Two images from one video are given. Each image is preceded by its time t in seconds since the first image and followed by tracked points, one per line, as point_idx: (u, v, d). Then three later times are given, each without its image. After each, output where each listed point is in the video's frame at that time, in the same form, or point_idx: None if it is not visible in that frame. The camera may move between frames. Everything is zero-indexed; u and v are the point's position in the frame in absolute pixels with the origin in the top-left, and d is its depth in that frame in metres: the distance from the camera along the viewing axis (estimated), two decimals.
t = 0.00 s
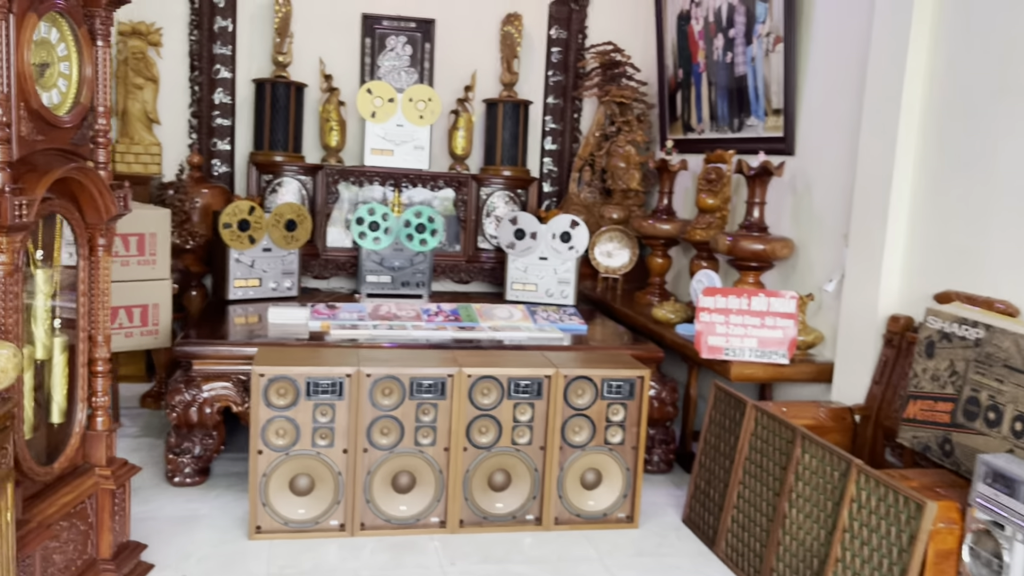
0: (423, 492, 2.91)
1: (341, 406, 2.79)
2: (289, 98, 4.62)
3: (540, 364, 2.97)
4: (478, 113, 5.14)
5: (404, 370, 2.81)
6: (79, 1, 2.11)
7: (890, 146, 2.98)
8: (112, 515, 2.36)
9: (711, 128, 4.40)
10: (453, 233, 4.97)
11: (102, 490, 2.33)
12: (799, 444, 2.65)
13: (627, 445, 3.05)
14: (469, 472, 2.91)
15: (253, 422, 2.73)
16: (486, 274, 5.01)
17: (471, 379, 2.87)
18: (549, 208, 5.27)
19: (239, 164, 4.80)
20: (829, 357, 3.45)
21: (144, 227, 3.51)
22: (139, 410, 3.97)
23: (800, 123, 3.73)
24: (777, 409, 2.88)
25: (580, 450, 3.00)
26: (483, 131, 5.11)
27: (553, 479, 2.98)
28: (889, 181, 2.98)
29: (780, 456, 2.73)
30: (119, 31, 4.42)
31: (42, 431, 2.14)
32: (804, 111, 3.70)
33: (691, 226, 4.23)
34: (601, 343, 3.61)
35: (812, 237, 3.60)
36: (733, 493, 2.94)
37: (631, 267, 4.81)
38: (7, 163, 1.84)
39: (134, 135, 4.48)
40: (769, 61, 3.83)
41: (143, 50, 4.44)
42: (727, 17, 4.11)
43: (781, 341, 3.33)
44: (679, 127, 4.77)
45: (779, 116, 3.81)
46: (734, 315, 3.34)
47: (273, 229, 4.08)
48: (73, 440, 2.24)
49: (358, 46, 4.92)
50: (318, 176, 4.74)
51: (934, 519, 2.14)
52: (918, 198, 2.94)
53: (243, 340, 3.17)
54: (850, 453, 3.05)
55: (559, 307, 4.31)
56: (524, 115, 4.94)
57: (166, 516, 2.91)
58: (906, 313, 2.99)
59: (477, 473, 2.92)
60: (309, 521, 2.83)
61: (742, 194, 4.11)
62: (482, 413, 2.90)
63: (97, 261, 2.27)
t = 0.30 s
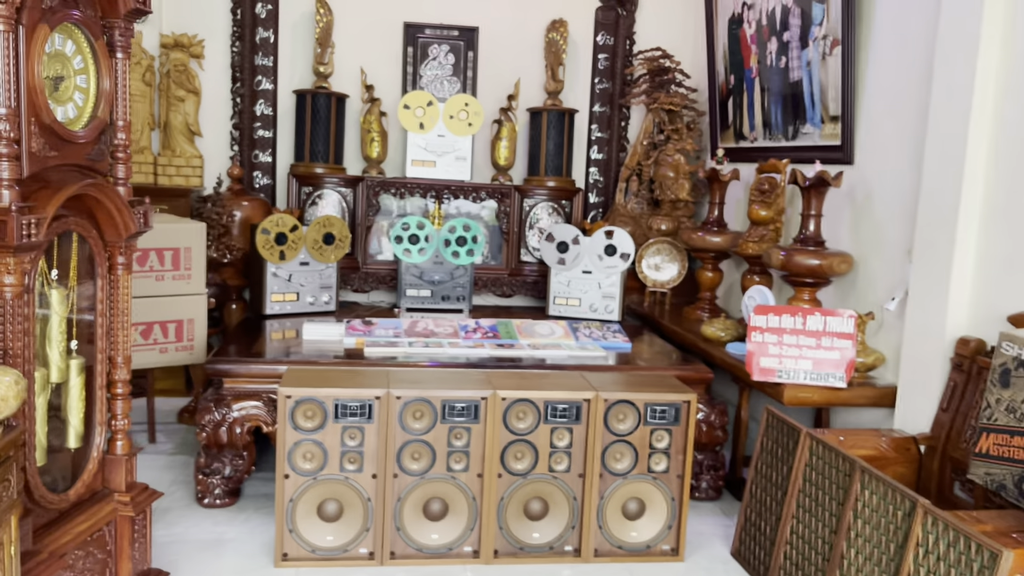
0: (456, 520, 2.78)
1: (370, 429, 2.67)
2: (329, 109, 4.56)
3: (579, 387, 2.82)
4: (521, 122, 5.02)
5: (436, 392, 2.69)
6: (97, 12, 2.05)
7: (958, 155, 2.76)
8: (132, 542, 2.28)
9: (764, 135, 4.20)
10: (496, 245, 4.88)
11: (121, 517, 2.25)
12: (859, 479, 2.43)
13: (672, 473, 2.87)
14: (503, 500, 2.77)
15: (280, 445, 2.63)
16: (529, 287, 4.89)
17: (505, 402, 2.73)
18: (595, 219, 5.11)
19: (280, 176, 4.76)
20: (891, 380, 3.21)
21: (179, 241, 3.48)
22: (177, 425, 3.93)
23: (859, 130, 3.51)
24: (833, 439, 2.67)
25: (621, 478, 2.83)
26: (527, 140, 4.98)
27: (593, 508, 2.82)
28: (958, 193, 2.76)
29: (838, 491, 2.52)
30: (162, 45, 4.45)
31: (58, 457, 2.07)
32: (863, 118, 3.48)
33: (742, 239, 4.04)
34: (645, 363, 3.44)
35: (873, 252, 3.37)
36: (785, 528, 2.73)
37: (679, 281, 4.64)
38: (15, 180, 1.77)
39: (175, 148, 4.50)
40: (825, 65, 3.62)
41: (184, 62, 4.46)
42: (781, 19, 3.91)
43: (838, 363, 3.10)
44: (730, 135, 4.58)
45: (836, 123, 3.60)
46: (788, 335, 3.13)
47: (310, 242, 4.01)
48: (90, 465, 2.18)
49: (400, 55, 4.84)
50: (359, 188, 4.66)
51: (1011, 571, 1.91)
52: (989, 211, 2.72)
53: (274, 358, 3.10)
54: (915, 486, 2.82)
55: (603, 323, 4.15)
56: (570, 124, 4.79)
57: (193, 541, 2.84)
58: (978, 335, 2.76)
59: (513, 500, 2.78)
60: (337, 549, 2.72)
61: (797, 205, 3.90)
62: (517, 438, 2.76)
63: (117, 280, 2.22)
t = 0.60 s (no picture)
0: (485, 537, 2.62)
1: (395, 440, 2.54)
2: (359, 108, 4.45)
3: (617, 397, 2.65)
4: (555, 120, 4.86)
5: (464, 402, 2.55)
6: (106, 3, 1.96)
7: None
8: (146, 559, 2.17)
9: (811, 131, 3.99)
10: (529, 246, 4.76)
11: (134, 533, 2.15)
12: (922, 499, 2.22)
13: (715, 489, 2.69)
14: (536, 516, 2.62)
15: (302, 456, 2.51)
16: (564, 290, 4.72)
17: (538, 413, 2.58)
18: (632, 220, 4.94)
19: (310, 177, 4.66)
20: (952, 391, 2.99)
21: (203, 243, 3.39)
22: (202, 432, 3.85)
23: (915, 124, 3.30)
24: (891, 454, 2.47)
25: (662, 494, 2.66)
26: (562, 139, 4.82)
27: (631, 526, 2.65)
28: None
29: (898, 512, 2.30)
30: (190, 43, 4.39)
31: (64, 469, 1.98)
32: (920, 110, 3.27)
33: (788, 240, 3.83)
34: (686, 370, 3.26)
35: (931, 253, 3.16)
36: (840, 551, 2.51)
37: (721, 283, 4.45)
38: (13, 178, 1.68)
39: (203, 148, 4.45)
40: (878, 55, 3.41)
41: (212, 60, 4.39)
42: (829, 8, 3.70)
43: (894, 372, 2.88)
44: (774, 131, 4.37)
45: (889, 117, 3.39)
46: (839, 342, 2.92)
47: (338, 244, 3.90)
48: (101, 478, 2.08)
49: (431, 52, 4.71)
50: (388, 189, 4.53)
51: None
52: None
53: (298, 365, 2.98)
54: (981, 506, 2.61)
55: (641, 328, 3.97)
56: (606, 121, 4.62)
57: (213, 555, 2.73)
58: None
59: (546, 516, 2.63)
60: (361, 566, 2.58)
61: (847, 204, 3.68)
62: (551, 451, 2.60)
63: (128, 284, 2.12)
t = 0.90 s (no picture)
0: (505, 565, 2.45)
1: (410, 462, 2.40)
2: (377, 110, 4.32)
3: (646, 417, 2.49)
4: (579, 122, 4.71)
5: (483, 422, 2.40)
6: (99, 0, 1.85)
7: None
8: None
9: (848, 133, 3.80)
10: (552, 253, 4.62)
11: (133, 563, 2.04)
12: (980, 533, 2.02)
13: (751, 515, 2.51)
14: (560, 543, 2.45)
15: (311, 479, 2.37)
16: (588, 299, 4.57)
17: (561, 434, 2.43)
18: (659, 225, 4.77)
19: (327, 182, 4.54)
20: (1004, 410, 2.79)
21: (214, 253, 3.27)
22: (214, 446, 3.73)
23: (962, 125, 3.10)
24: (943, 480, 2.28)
25: (693, 520, 2.49)
26: (586, 142, 4.67)
27: (661, 555, 2.48)
28: None
29: (953, 546, 2.11)
30: (204, 46, 4.29)
31: (52, 499, 1.87)
32: (967, 110, 3.07)
33: (825, 246, 3.63)
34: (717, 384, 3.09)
35: (980, 262, 2.96)
36: None
37: (752, 291, 4.28)
38: None
39: (217, 153, 4.36)
40: (921, 53, 3.21)
41: (226, 64, 4.28)
42: (868, 3, 3.51)
43: (942, 390, 2.67)
44: (808, 133, 4.19)
45: (933, 117, 3.19)
46: (882, 357, 2.74)
47: (354, 251, 3.76)
48: (96, 507, 1.97)
49: (451, 53, 4.58)
50: (407, 195, 4.41)
51: None
52: None
53: (310, 380, 2.85)
54: None
55: (669, 339, 3.79)
56: (632, 123, 4.45)
57: None
58: None
59: (570, 543, 2.46)
60: None
61: (887, 208, 3.49)
62: (575, 474, 2.44)
63: (126, 299, 2.01)
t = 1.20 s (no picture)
0: None
1: (405, 483, 2.25)
2: (379, 111, 4.18)
3: (657, 435, 2.34)
4: (588, 123, 4.56)
5: (483, 440, 2.26)
6: None
7: None
8: None
9: (869, 131, 3.63)
10: (561, 259, 4.46)
11: None
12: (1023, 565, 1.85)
13: (770, 539, 2.34)
14: (565, 569, 2.29)
15: (300, 501, 2.24)
16: (598, 304, 4.42)
17: (566, 453, 2.27)
18: (671, 228, 4.60)
19: (329, 186, 4.41)
20: None
21: (206, 259, 3.14)
22: (210, 458, 3.60)
23: (993, 122, 2.92)
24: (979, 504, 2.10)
25: (708, 545, 2.33)
26: (595, 142, 4.52)
27: None
28: None
29: None
30: (202, 46, 4.17)
31: (19, 525, 2.06)
32: (998, 106, 2.89)
33: (846, 250, 3.46)
34: (733, 397, 2.92)
35: (1014, 268, 2.79)
36: None
37: (769, 297, 4.11)
38: None
39: (216, 156, 4.24)
40: (948, 46, 3.03)
41: (225, 64, 4.16)
42: None
43: (976, 405, 2.49)
44: (827, 132, 4.02)
45: (961, 114, 3.02)
46: (909, 369, 2.57)
47: (354, 256, 3.63)
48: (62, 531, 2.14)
49: (457, 51, 4.44)
50: (411, 197, 4.27)
51: None
52: None
53: (303, 393, 2.71)
54: None
55: (683, 348, 3.63)
56: (643, 123, 4.30)
57: None
58: None
59: (577, 569, 2.30)
60: None
61: (913, 210, 3.32)
62: (581, 495, 2.29)
63: (97, 309, 2.19)
